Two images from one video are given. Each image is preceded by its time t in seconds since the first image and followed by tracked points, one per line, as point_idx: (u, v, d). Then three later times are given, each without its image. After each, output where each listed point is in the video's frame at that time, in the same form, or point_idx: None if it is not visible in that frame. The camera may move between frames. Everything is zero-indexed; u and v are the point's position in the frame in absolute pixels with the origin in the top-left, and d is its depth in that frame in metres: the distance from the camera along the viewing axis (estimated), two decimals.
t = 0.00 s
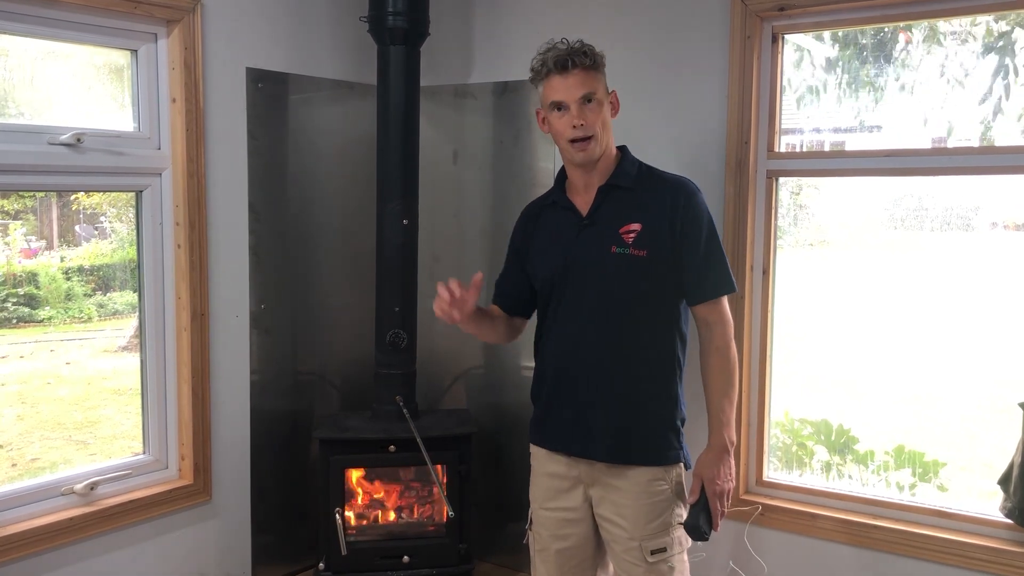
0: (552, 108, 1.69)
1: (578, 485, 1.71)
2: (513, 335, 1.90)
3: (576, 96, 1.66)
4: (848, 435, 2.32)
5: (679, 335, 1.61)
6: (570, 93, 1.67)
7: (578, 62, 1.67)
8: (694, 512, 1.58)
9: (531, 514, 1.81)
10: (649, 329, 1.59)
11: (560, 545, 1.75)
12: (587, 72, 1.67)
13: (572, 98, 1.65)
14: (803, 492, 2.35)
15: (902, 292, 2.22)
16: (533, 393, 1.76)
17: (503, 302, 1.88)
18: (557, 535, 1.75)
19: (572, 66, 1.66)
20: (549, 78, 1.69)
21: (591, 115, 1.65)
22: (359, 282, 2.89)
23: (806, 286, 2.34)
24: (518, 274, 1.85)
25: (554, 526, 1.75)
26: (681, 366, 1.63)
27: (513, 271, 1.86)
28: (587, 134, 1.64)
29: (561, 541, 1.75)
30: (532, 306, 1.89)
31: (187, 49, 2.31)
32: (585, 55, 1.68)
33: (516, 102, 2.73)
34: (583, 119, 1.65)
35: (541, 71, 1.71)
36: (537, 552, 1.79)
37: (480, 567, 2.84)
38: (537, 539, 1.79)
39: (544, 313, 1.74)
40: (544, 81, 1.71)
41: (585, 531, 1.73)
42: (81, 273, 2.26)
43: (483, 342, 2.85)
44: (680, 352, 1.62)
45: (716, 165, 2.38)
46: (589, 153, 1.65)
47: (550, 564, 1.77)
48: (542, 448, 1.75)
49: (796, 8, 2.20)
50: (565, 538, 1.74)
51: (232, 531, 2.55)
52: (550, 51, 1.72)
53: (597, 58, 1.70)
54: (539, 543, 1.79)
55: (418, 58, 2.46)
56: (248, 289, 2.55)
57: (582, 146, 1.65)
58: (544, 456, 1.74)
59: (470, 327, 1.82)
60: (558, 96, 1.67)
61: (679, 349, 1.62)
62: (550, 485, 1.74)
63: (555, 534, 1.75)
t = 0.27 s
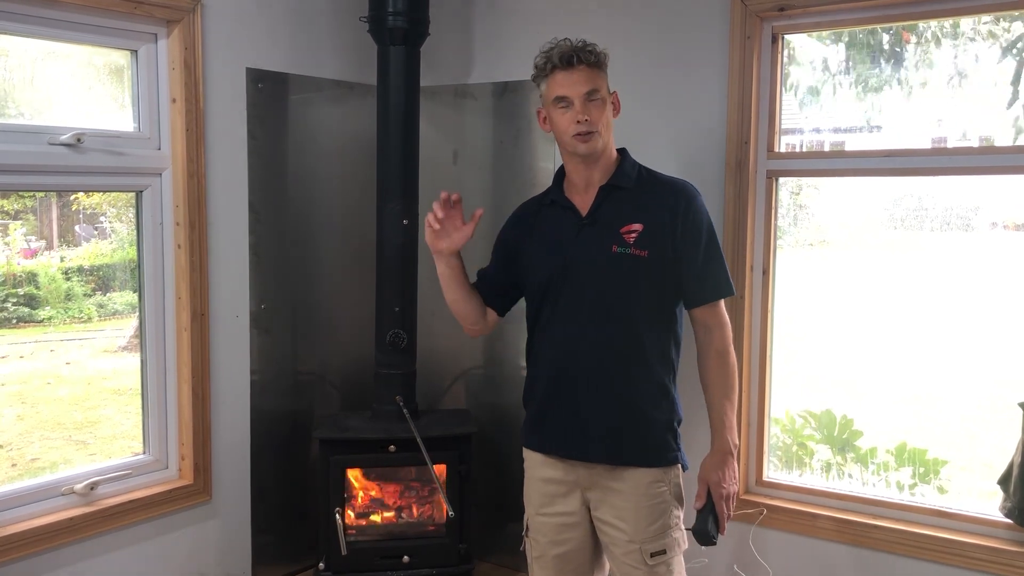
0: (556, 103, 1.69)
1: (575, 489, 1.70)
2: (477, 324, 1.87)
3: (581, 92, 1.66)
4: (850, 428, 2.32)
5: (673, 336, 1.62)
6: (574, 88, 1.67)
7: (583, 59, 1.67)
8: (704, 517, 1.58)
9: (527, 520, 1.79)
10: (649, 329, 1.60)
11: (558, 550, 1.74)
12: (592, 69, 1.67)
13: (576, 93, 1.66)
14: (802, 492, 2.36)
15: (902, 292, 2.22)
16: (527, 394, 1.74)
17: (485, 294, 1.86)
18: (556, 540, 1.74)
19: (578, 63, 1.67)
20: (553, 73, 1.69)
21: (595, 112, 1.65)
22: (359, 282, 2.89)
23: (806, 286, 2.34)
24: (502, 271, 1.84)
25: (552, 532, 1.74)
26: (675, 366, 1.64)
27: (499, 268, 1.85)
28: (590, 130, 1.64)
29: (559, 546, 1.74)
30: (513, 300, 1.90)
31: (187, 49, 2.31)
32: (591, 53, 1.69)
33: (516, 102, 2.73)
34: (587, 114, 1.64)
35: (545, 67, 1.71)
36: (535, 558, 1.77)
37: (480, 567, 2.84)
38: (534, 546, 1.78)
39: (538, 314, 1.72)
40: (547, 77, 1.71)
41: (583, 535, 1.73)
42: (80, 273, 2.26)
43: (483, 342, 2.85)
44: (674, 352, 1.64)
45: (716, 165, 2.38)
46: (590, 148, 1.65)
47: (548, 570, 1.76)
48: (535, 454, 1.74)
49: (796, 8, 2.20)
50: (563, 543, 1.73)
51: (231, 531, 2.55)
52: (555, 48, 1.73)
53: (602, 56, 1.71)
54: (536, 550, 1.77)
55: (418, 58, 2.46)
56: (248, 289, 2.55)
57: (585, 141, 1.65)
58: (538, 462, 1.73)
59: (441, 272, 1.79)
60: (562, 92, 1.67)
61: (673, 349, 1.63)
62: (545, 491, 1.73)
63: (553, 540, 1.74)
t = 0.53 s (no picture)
0: (558, 99, 1.69)
1: (569, 491, 1.70)
2: (477, 321, 1.88)
3: (583, 89, 1.66)
4: (851, 429, 2.32)
5: (669, 339, 1.63)
6: (577, 85, 1.67)
7: (587, 56, 1.67)
8: (698, 525, 1.58)
9: (520, 523, 1.79)
10: (647, 331, 1.60)
11: (551, 552, 1.73)
12: (596, 66, 1.67)
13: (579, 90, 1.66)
14: (802, 493, 2.36)
15: (902, 292, 2.22)
16: (521, 392, 1.74)
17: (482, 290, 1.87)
18: (548, 542, 1.73)
19: (582, 60, 1.67)
20: (557, 69, 1.69)
21: (596, 109, 1.65)
22: (359, 281, 2.89)
23: (806, 286, 2.34)
24: (497, 268, 1.85)
25: (545, 533, 1.74)
26: (670, 369, 1.64)
27: (495, 264, 1.86)
28: (590, 127, 1.64)
29: (551, 548, 1.73)
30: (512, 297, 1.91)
31: (188, 49, 2.30)
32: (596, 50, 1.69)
33: (516, 102, 2.73)
34: (588, 111, 1.65)
35: (550, 62, 1.71)
36: (527, 560, 1.77)
37: (480, 567, 2.84)
38: (528, 548, 1.78)
39: (533, 312, 1.72)
40: (551, 73, 1.71)
41: (576, 536, 1.73)
42: (80, 273, 2.25)
43: (483, 342, 2.85)
44: (668, 355, 1.63)
45: (716, 165, 2.38)
46: (590, 145, 1.65)
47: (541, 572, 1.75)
48: (530, 454, 1.73)
49: (797, 8, 2.20)
50: (555, 545, 1.73)
51: (231, 531, 2.55)
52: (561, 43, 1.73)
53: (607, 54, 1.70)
54: (530, 552, 1.77)
55: (418, 58, 2.46)
56: (249, 289, 2.55)
57: (585, 138, 1.64)
58: (532, 464, 1.73)
59: (436, 264, 1.81)
60: (564, 87, 1.67)
61: (667, 353, 1.62)
62: (538, 492, 1.73)
63: (547, 542, 1.73)
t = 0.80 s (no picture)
0: (556, 101, 1.69)
1: (567, 491, 1.70)
2: (481, 318, 1.90)
3: (581, 91, 1.66)
4: (852, 429, 2.32)
5: (668, 339, 1.63)
6: (574, 87, 1.66)
7: (585, 57, 1.67)
8: (692, 527, 1.58)
9: (519, 522, 1.79)
10: (644, 331, 1.60)
11: (550, 552, 1.74)
12: (593, 68, 1.67)
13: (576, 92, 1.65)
14: (802, 493, 2.36)
15: (902, 292, 2.22)
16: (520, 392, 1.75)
17: (484, 288, 1.90)
18: (547, 541, 1.74)
19: (579, 61, 1.67)
20: (555, 71, 1.69)
21: (594, 111, 1.65)
22: (360, 281, 2.89)
23: (806, 286, 2.34)
24: (501, 268, 1.87)
25: (545, 533, 1.74)
26: (667, 370, 1.64)
27: (498, 263, 1.87)
28: (588, 130, 1.64)
29: (550, 548, 1.74)
30: (515, 297, 1.92)
31: (188, 50, 2.30)
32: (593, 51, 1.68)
33: (516, 103, 2.73)
34: (585, 114, 1.65)
35: (548, 63, 1.71)
36: (527, 559, 1.78)
37: (480, 567, 2.84)
38: (527, 547, 1.78)
39: (532, 312, 1.73)
40: (549, 74, 1.71)
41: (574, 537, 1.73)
42: (80, 273, 2.25)
43: (483, 343, 2.85)
44: (666, 356, 1.63)
45: (716, 165, 2.38)
46: (587, 147, 1.65)
47: (541, 572, 1.76)
48: (529, 454, 1.74)
49: (797, 8, 2.20)
50: (554, 545, 1.73)
51: (231, 531, 2.54)
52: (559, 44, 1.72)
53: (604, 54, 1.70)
54: (529, 551, 1.77)
55: (418, 58, 2.46)
56: (249, 289, 2.55)
57: (582, 142, 1.65)
58: (531, 464, 1.73)
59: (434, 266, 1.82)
60: (562, 90, 1.67)
61: (664, 352, 1.62)
62: (537, 492, 1.73)
63: (546, 542, 1.74)
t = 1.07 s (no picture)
0: (554, 107, 1.68)
1: (568, 491, 1.70)
2: (488, 317, 1.90)
3: (579, 97, 1.65)
4: (852, 431, 2.32)
5: (671, 341, 1.62)
6: (572, 93, 1.66)
7: (581, 62, 1.65)
8: (685, 528, 1.58)
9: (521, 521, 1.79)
10: (645, 333, 1.59)
11: (550, 551, 1.74)
12: (590, 72, 1.65)
13: (574, 100, 1.65)
14: (803, 493, 2.35)
15: (902, 292, 2.22)
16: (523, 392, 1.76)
17: (490, 288, 1.89)
18: (548, 540, 1.74)
19: (575, 67, 1.65)
20: (550, 77, 1.68)
21: (593, 116, 1.65)
22: (360, 281, 2.89)
23: (806, 286, 2.34)
24: (505, 267, 1.87)
25: (545, 532, 1.74)
26: (670, 372, 1.63)
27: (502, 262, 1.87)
28: (587, 136, 1.64)
29: (551, 547, 1.74)
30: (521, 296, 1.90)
31: (189, 50, 2.30)
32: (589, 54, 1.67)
33: (516, 103, 2.73)
34: (585, 120, 1.64)
35: (543, 69, 1.69)
36: (528, 557, 1.78)
37: (480, 568, 2.84)
38: (528, 545, 1.78)
39: (535, 312, 1.73)
40: (545, 79, 1.70)
41: (574, 536, 1.73)
42: (81, 273, 2.25)
43: (483, 342, 2.85)
44: (669, 357, 1.62)
45: (716, 165, 2.38)
46: (589, 152, 1.65)
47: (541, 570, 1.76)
48: (531, 453, 1.74)
49: (798, 8, 2.20)
50: (555, 544, 1.73)
51: (231, 531, 2.55)
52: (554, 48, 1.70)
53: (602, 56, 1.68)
54: (530, 549, 1.78)
55: (419, 58, 2.46)
56: (249, 289, 2.55)
57: (582, 149, 1.65)
58: (533, 463, 1.74)
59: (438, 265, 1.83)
60: (560, 96, 1.66)
61: (666, 354, 1.62)
62: (538, 491, 1.74)
63: (547, 540, 1.74)
